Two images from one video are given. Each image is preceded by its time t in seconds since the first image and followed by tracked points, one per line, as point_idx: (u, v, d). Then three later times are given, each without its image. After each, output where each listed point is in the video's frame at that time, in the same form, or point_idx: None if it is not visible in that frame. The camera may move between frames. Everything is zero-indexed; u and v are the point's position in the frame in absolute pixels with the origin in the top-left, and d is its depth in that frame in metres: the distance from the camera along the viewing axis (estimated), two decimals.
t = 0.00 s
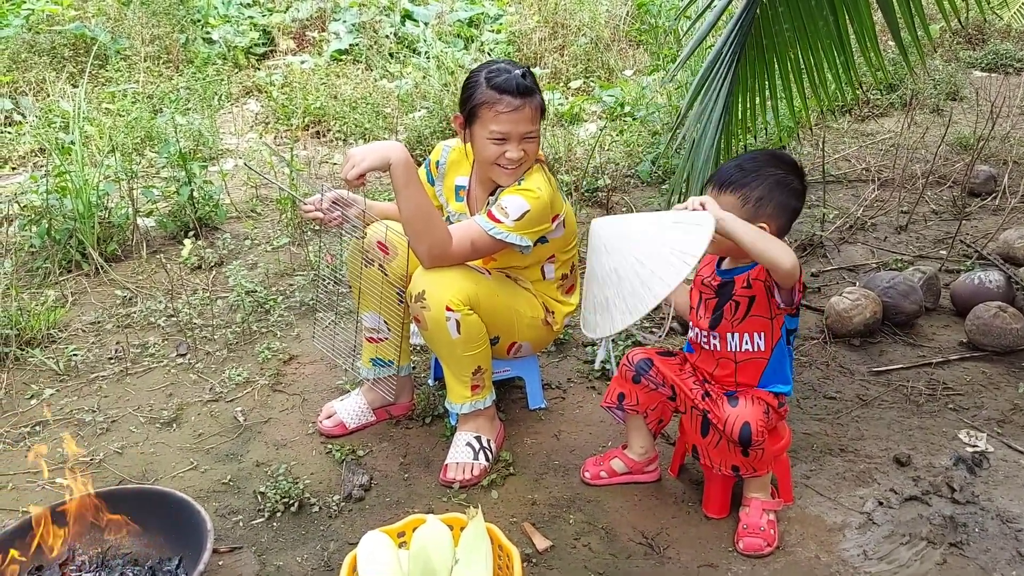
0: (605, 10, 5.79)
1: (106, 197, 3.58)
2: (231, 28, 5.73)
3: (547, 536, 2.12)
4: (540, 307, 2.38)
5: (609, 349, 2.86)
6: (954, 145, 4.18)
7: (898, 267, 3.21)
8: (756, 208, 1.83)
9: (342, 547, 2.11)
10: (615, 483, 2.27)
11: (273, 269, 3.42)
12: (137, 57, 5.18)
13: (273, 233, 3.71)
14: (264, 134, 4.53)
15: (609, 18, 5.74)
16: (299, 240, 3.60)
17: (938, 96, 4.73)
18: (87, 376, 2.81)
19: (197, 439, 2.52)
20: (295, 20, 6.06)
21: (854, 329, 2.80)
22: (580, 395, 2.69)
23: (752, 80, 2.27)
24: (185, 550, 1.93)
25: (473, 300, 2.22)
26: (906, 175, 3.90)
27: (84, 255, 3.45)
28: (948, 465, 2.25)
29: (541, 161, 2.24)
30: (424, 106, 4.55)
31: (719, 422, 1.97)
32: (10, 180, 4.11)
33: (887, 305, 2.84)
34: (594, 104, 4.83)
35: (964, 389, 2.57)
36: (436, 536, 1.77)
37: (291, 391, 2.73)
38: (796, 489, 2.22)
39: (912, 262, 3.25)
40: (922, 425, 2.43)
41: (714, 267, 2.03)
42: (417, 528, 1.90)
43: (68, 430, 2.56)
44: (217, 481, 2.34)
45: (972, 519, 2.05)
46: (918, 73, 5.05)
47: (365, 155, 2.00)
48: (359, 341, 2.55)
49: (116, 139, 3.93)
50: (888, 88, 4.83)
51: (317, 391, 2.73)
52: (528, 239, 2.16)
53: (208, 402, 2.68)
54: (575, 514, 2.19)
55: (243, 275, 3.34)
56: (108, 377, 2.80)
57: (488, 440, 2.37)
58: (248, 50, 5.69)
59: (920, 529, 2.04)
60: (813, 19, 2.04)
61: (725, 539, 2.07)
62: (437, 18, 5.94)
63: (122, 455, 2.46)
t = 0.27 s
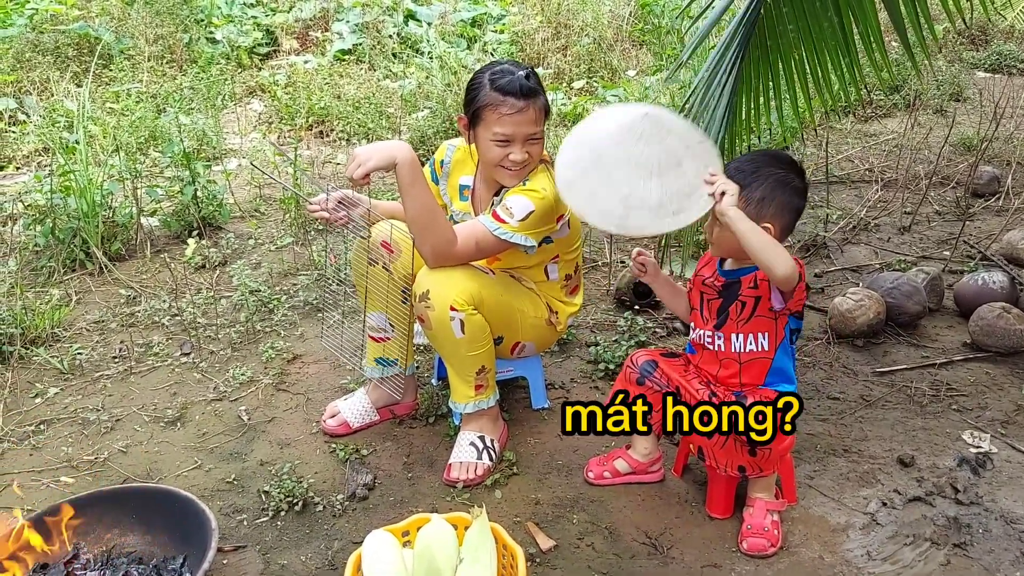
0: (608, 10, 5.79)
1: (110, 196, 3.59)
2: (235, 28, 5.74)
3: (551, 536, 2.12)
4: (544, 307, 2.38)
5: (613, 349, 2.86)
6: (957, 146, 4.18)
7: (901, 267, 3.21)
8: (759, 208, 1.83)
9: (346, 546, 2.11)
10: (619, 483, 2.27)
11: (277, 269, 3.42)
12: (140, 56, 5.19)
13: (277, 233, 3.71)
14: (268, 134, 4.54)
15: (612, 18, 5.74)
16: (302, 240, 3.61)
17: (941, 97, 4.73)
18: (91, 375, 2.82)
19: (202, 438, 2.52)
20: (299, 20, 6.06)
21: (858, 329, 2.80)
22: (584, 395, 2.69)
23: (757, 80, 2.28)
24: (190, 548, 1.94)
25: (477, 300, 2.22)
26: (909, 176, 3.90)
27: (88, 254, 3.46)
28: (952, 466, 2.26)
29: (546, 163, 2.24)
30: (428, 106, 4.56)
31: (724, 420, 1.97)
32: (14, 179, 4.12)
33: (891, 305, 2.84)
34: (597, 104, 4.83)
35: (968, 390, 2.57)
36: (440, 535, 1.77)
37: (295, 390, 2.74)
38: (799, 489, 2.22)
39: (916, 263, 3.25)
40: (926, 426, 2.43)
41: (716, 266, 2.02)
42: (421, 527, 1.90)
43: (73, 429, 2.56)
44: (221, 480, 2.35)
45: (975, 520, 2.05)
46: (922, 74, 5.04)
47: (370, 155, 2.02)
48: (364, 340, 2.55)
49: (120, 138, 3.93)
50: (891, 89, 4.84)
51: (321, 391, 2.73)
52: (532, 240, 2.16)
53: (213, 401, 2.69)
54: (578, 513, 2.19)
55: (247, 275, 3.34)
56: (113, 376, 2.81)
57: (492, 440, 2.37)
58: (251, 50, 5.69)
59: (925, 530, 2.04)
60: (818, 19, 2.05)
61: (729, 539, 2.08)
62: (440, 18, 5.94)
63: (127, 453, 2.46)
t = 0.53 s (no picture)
0: (611, 11, 5.80)
1: (115, 196, 3.60)
2: (239, 28, 5.75)
3: (554, 535, 2.12)
4: (548, 308, 2.39)
5: (616, 349, 2.86)
6: (961, 148, 4.18)
7: (905, 268, 3.21)
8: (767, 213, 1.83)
9: (350, 544, 2.12)
10: (622, 483, 2.28)
11: (281, 268, 3.43)
12: (145, 56, 5.20)
13: (281, 232, 3.72)
14: (272, 134, 4.54)
15: (616, 19, 5.75)
16: (306, 239, 3.62)
17: (945, 98, 4.73)
18: (96, 373, 2.82)
19: (206, 437, 2.53)
20: (302, 20, 6.07)
21: (861, 330, 2.81)
22: (587, 394, 2.70)
23: (761, 81, 2.28)
24: (195, 547, 1.95)
25: (481, 300, 2.23)
26: (913, 177, 3.90)
27: (93, 253, 3.47)
28: (955, 467, 2.26)
29: (550, 162, 2.24)
30: (431, 106, 4.56)
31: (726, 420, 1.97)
32: (19, 179, 4.14)
33: (894, 306, 2.84)
34: (601, 105, 4.83)
35: (971, 391, 2.57)
36: (445, 534, 1.78)
37: (299, 389, 2.75)
38: (803, 490, 2.22)
39: (919, 264, 3.25)
40: (929, 427, 2.43)
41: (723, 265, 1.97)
42: (426, 526, 1.91)
43: (78, 427, 2.57)
44: (225, 479, 2.35)
45: (979, 521, 2.06)
46: (925, 75, 5.04)
47: (377, 155, 2.02)
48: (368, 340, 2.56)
49: (124, 138, 3.94)
50: (895, 90, 4.84)
51: (325, 390, 2.74)
52: (536, 239, 2.17)
53: (217, 400, 2.69)
54: (582, 513, 2.20)
55: (251, 274, 3.35)
56: (117, 375, 2.82)
57: (496, 440, 2.38)
58: (255, 50, 5.70)
59: (928, 531, 2.04)
60: (822, 20, 2.05)
61: (732, 539, 2.08)
62: (444, 19, 5.95)
63: (131, 452, 2.47)
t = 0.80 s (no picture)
0: (614, 12, 5.80)
1: (119, 196, 3.61)
2: (242, 29, 5.76)
3: (557, 536, 2.13)
4: (551, 308, 2.39)
5: (619, 350, 2.87)
6: (964, 149, 4.18)
7: (908, 269, 3.21)
8: (768, 216, 1.82)
9: (354, 545, 2.12)
10: (631, 486, 2.27)
11: (285, 269, 3.43)
12: (149, 57, 5.21)
13: (284, 233, 3.72)
14: (275, 135, 4.55)
15: (619, 20, 5.75)
16: (310, 240, 3.62)
17: (948, 99, 4.73)
18: (99, 374, 2.83)
19: (210, 437, 2.53)
20: (306, 21, 6.08)
21: (864, 331, 2.81)
22: (590, 395, 2.70)
23: (764, 83, 2.27)
24: (200, 547, 1.96)
25: (486, 300, 2.24)
26: (916, 178, 3.90)
27: (97, 253, 3.48)
28: (958, 468, 2.26)
29: (554, 161, 2.25)
30: (434, 107, 4.57)
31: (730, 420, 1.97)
32: (24, 179, 4.15)
33: (897, 308, 2.84)
34: (603, 106, 4.84)
35: (974, 392, 2.57)
36: (449, 535, 1.78)
37: (302, 389, 2.75)
38: (806, 491, 2.22)
39: (922, 265, 3.25)
40: (932, 428, 2.43)
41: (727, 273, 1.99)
42: (429, 527, 1.91)
43: (82, 427, 2.58)
44: (229, 479, 2.36)
45: (982, 522, 2.06)
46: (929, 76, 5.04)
47: (385, 154, 2.05)
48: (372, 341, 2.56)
49: (128, 138, 3.95)
50: (898, 92, 4.84)
51: (329, 390, 2.74)
52: (541, 239, 2.17)
53: (221, 400, 2.70)
54: (585, 514, 2.20)
55: (255, 275, 3.36)
56: (121, 375, 2.82)
57: (499, 440, 2.38)
58: (258, 51, 5.71)
59: (931, 532, 2.05)
60: (825, 22, 2.05)
61: (735, 541, 2.08)
62: (447, 20, 5.95)
63: (136, 452, 2.48)
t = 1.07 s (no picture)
0: (616, 12, 5.80)
1: (122, 196, 3.61)
2: (245, 28, 5.77)
3: (560, 536, 2.13)
4: (554, 307, 2.39)
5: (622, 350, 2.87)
6: (967, 150, 4.18)
7: (911, 270, 3.21)
8: (784, 224, 1.83)
9: (357, 544, 2.12)
10: (633, 486, 2.27)
11: (288, 269, 3.44)
12: (152, 56, 5.22)
13: (287, 233, 3.72)
14: (278, 135, 4.56)
15: (621, 20, 5.75)
16: (313, 240, 3.63)
17: (950, 100, 4.73)
18: (103, 373, 2.84)
19: (213, 436, 2.53)
20: (308, 21, 6.08)
21: (867, 332, 2.81)
22: (593, 395, 2.70)
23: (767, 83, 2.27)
24: (202, 545, 1.96)
25: (490, 301, 2.23)
26: (919, 178, 3.90)
27: (100, 253, 3.48)
28: (961, 469, 2.26)
29: (556, 160, 2.25)
30: (437, 107, 4.57)
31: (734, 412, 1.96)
32: (27, 179, 4.16)
33: (900, 308, 2.84)
34: (606, 106, 4.84)
35: (977, 393, 2.57)
36: (452, 534, 1.78)
37: (305, 389, 2.75)
38: (808, 491, 2.22)
39: (925, 266, 3.25)
40: (935, 429, 2.43)
41: (731, 284, 2.04)
42: (432, 526, 1.91)
43: (85, 426, 2.58)
44: (232, 478, 2.36)
45: (985, 523, 2.06)
46: (931, 77, 5.04)
47: (390, 154, 2.03)
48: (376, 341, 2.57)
49: (131, 138, 3.96)
50: (901, 92, 4.84)
51: (331, 390, 2.75)
52: (545, 239, 2.17)
53: (224, 399, 2.70)
54: (587, 514, 2.20)
55: (258, 275, 3.36)
56: (124, 375, 2.83)
57: (502, 440, 2.38)
58: (261, 51, 5.72)
59: (934, 533, 2.05)
60: (828, 22, 2.06)
61: (738, 541, 2.08)
62: (450, 20, 5.96)
63: (139, 451, 2.48)
